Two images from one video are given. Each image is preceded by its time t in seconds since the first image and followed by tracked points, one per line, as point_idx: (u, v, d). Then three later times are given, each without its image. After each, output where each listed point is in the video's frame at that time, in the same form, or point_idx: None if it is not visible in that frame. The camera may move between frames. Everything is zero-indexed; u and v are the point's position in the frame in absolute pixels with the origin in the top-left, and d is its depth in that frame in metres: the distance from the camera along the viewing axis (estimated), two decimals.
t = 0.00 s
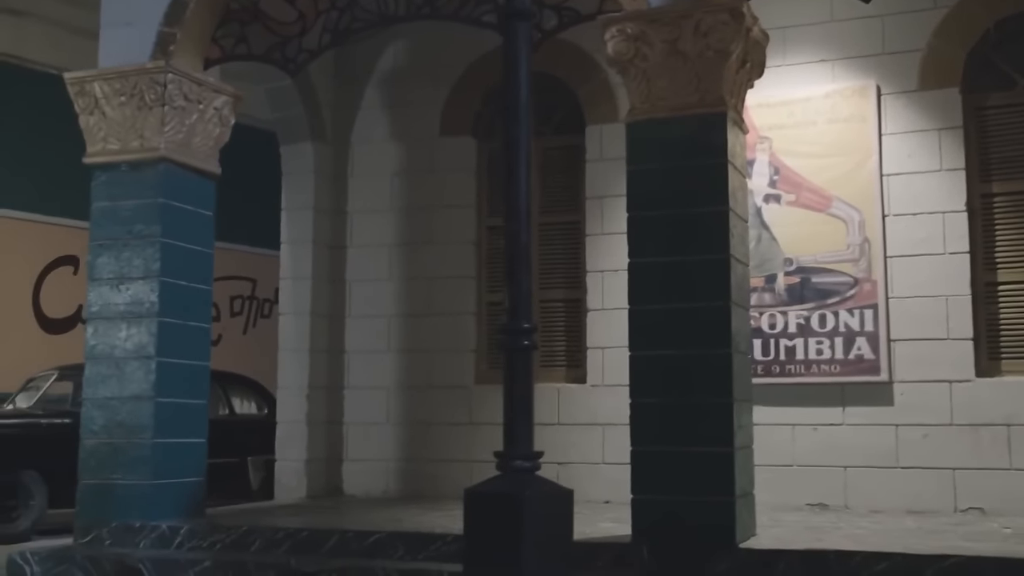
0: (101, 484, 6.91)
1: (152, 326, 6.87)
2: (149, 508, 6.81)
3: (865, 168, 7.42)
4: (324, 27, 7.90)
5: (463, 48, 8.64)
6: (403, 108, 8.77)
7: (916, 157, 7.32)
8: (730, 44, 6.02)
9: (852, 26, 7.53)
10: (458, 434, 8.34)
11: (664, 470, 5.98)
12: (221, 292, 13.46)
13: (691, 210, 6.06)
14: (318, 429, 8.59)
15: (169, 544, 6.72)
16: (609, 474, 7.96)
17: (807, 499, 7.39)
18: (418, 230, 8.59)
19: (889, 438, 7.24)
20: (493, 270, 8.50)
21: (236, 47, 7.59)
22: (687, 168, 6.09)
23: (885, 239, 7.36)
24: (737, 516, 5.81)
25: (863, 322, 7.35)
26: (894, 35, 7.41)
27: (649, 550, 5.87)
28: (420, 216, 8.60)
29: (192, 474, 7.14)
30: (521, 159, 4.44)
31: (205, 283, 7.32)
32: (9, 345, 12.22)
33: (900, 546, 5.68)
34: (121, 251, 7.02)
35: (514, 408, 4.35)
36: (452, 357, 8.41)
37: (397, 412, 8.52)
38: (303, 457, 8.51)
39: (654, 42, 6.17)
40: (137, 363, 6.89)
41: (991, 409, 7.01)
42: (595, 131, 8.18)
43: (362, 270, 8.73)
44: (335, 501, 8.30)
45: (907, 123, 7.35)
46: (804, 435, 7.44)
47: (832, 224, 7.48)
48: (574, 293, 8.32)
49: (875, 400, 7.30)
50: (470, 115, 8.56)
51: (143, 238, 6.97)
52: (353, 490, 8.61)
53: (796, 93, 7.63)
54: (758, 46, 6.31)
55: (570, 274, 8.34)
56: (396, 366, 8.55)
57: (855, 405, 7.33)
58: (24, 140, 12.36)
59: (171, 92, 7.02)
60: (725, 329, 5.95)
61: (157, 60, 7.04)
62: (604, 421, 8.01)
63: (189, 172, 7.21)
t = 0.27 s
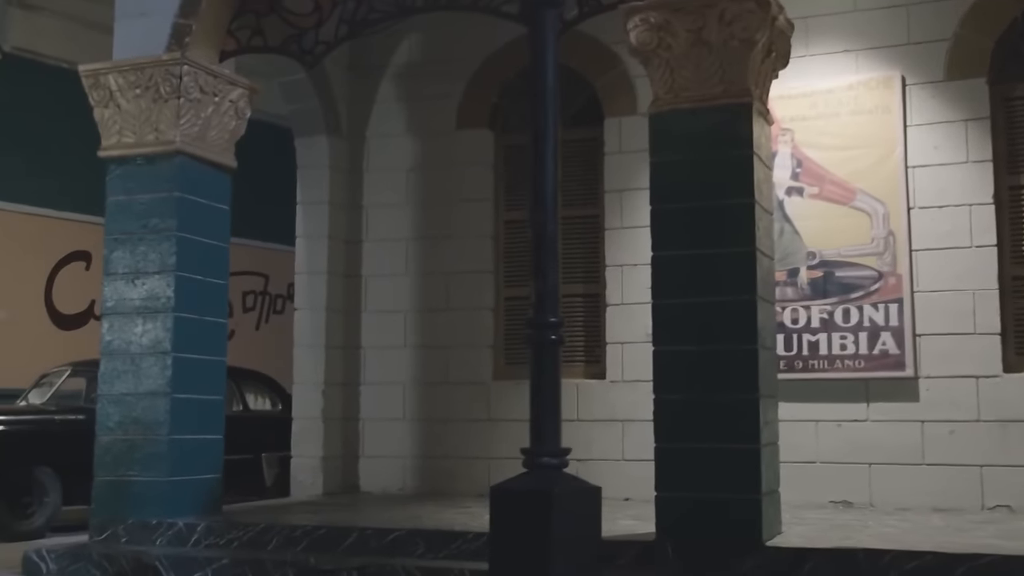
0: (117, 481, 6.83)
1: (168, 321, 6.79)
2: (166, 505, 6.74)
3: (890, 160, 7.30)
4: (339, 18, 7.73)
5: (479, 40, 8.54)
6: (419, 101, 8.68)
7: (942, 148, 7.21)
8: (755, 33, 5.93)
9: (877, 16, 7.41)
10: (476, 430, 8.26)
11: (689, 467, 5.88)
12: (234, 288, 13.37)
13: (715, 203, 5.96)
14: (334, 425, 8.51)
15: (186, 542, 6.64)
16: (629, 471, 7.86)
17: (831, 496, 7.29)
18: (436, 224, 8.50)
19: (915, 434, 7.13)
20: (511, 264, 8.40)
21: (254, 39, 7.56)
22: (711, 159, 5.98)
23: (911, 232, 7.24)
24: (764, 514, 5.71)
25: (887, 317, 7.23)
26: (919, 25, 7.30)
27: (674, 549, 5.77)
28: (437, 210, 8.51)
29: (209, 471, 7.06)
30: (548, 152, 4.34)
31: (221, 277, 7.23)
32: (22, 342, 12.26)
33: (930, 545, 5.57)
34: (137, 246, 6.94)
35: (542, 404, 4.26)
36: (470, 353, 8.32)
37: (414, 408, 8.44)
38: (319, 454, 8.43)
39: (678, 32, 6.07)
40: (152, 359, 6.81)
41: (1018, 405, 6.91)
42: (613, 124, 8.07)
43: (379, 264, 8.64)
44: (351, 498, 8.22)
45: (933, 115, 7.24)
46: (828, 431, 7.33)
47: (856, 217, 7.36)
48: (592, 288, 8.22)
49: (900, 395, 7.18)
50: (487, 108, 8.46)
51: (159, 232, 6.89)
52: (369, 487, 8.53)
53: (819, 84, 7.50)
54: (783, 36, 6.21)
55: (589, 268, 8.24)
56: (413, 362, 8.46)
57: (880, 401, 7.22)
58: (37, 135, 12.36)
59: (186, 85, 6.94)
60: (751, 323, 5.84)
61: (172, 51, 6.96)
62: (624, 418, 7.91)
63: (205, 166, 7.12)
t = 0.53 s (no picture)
0: (135, 478, 6.76)
1: (186, 317, 6.73)
2: (184, 502, 6.68)
3: (916, 153, 7.19)
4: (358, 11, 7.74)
5: (498, 33, 8.45)
6: (436, 94, 8.59)
7: (970, 141, 7.10)
8: (784, 24, 5.84)
9: (903, 6, 7.30)
10: (496, 427, 8.17)
11: (715, 465, 5.79)
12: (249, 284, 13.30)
13: (742, 196, 5.86)
14: (352, 422, 8.43)
15: (204, 540, 6.57)
16: (651, 469, 7.77)
17: (857, 494, 7.18)
18: (455, 219, 8.41)
19: (942, 431, 7.02)
20: (530, 260, 8.31)
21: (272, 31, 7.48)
22: (738, 152, 5.88)
23: (938, 226, 7.13)
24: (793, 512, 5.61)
25: (914, 312, 7.12)
26: (947, 16, 7.19)
27: (701, 548, 5.67)
28: (456, 205, 8.42)
29: (227, 468, 6.98)
30: (576, 141, 4.14)
31: (239, 273, 7.15)
32: (35, 338, 12.25)
33: (962, 544, 5.46)
34: (154, 240, 6.87)
35: (571, 400, 4.06)
36: (489, 349, 8.23)
37: (433, 405, 8.36)
38: (337, 451, 8.35)
39: (704, 22, 5.97)
40: (171, 355, 6.74)
41: None
42: (634, 117, 7.97)
43: (397, 260, 8.56)
44: (369, 495, 8.14)
45: (960, 107, 7.13)
46: (853, 428, 7.22)
47: (882, 211, 7.25)
48: (613, 284, 8.13)
49: (927, 392, 7.07)
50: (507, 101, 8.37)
51: (176, 227, 6.82)
52: (388, 484, 8.44)
53: (844, 76, 7.40)
54: (811, 25, 6.09)
55: (610, 263, 8.14)
56: (432, 358, 8.38)
57: (907, 398, 7.11)
58: (52, 130, 12.36)
59: (204, 78, 6.87)
60: (779, 318, 5.74)
61: (189, 44, 6.88)
62: (646, 414, 7.81)
63: (223, 160, 7.05)
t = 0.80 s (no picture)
0: (147, 475, 6.70)
1: (198, 313, 6.66)
2: (197, 500, 6.61)
3: (937, 147, 7.10)
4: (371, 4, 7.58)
5: (511, 26, 8.36)
6: (449, 88, 8.51)
7: (991, 134, 7.00)
8: (806, 14, 5.74)
9: None
10: (509, 424, 8.09)
11: (735, 463, 5.71)
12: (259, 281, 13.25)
13: (763, 190, 5.77)
14: (364, 419, 8.35)
15: (217, 538, 6.50)
16: (667, 467, 7.68)
17: (876, 493, 7.09)
18: (468, 214, 8.33)
19: (963, 429, 6.93)
20: (544, 255, 8.23)
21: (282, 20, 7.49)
22: (759, 145, 5.79)
23: (959, 220, 7.04)
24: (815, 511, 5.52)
25: (934, 309, 7.03)
26: (967, 7, 7.09)
27: (721, 547, 5.59)
28: (469, 200, 8.34)
29: (239, 466, 6.91)
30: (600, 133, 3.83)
31: (251, 268, 7.08)
32: (45, 334, 12.24)
33: (988, 544, 5.36)
34: (166, 236, 6.80)
35: (595, 398, 3.76)
36: (503, 346, 8.15)
37: (445, 402, 8.28)
38: (349, 448, 8.28)
39: (724, 13, 5.88)
40: (183, 351, 6.68)
41: None
42: (650, 111, 7.89)
43: (409, 255, 8.48)
44: (382, 493, 8.07)
45: (981, 100, 7.03)
46: (872, 426, 7.13)
47: (902, 206, 7.16)
48: (628, 279, 8.04)
49: (948, 389, 6.98)
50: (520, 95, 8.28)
51: (188, 222, 6.75)
52: (400, 482, 8.37)
53: (862, 69, 7.31)
54: (833, 16, 5.99)
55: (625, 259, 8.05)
56: (444, 354, 8.31)
57: (927, 396, 7.02)
58: (64, 125, 12.32)
59: (216, 71, 6.79)
60: (801, 314, 5.65)
61: (201, 37, 6.80)
62: (662, 412, 7.73)
63: (236, 154, 6.98)
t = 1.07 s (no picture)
0: (157, 472, 6.61)
1: (209, 308, 6.56)
2: (207, 498, 6.52)
3: (957, 138, 6.99)
4: None
5: (523, 17, 8.25)
6: (460, 80, 8.40)
7: (1013, 126, 6.89)
8: (829, 3, 5.63)
9: None
10: (522, 421, 7.99)
11: (756, 460, 5.61)
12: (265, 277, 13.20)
13: (786, 182, 5.66)
14: (375, 415, 8.26)
15: (228, 536, 6.42)
16: (682, 464, 7.58)
17: (895, 490, 6.99)
18: (480, 208, 8.23)
19: (984, 426, 6.82)
20: (557, 249, 8.12)
21: (293, 14, 7.27)
22: (781, 137, 5.69)
23: (980, 213, 6.93)
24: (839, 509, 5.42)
25: (955, 303, 6.92)
26: None
27: (742, 546, 5.49)
28: (480, 193, 8.24)
29: (250, 463, 6.81)
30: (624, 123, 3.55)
31: (262, 263, 6.98)
32: (51, 330, 12.16)
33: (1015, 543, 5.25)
34: (175, 229, 6.71)
35: (618, 393, 3.48)
36: (516, 341, 8.05)
37: (457, 398, 8.18)
38: (360, 445, 8.18)
39: (744, 2, 5.78)
40: (193, 347, 6.58)
41: None
42: (664, 102, 7.78)
43: (420, 250, 8.38)
44: (393, 490, 7.97)
45: (1003, 91, 6.92)
46: (892, 422, 7.02)
47: (923, 198, 7.05)
48: (642, 273, 7.94)
49: (969, 385, 6.87)
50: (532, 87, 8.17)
51: (198, 216, 6.66)
52: (411, 479, 8.27)
53: (882, 60, 7.20)
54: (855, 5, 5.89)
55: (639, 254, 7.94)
56: (456, 350, 8.21)
57: (947, 392, 6.91)
58: (72, 119, 12.26)
59: (226, 62, 6.69)
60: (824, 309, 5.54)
61: (210, 27, 6.71)
62: (677, 408, 7.63)
63: (246, 147, 6.88)
